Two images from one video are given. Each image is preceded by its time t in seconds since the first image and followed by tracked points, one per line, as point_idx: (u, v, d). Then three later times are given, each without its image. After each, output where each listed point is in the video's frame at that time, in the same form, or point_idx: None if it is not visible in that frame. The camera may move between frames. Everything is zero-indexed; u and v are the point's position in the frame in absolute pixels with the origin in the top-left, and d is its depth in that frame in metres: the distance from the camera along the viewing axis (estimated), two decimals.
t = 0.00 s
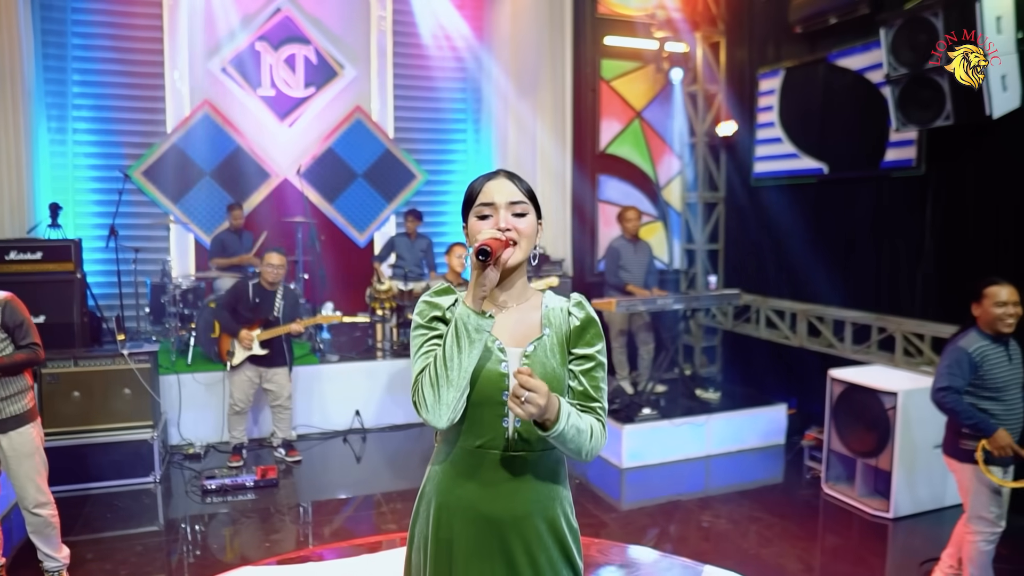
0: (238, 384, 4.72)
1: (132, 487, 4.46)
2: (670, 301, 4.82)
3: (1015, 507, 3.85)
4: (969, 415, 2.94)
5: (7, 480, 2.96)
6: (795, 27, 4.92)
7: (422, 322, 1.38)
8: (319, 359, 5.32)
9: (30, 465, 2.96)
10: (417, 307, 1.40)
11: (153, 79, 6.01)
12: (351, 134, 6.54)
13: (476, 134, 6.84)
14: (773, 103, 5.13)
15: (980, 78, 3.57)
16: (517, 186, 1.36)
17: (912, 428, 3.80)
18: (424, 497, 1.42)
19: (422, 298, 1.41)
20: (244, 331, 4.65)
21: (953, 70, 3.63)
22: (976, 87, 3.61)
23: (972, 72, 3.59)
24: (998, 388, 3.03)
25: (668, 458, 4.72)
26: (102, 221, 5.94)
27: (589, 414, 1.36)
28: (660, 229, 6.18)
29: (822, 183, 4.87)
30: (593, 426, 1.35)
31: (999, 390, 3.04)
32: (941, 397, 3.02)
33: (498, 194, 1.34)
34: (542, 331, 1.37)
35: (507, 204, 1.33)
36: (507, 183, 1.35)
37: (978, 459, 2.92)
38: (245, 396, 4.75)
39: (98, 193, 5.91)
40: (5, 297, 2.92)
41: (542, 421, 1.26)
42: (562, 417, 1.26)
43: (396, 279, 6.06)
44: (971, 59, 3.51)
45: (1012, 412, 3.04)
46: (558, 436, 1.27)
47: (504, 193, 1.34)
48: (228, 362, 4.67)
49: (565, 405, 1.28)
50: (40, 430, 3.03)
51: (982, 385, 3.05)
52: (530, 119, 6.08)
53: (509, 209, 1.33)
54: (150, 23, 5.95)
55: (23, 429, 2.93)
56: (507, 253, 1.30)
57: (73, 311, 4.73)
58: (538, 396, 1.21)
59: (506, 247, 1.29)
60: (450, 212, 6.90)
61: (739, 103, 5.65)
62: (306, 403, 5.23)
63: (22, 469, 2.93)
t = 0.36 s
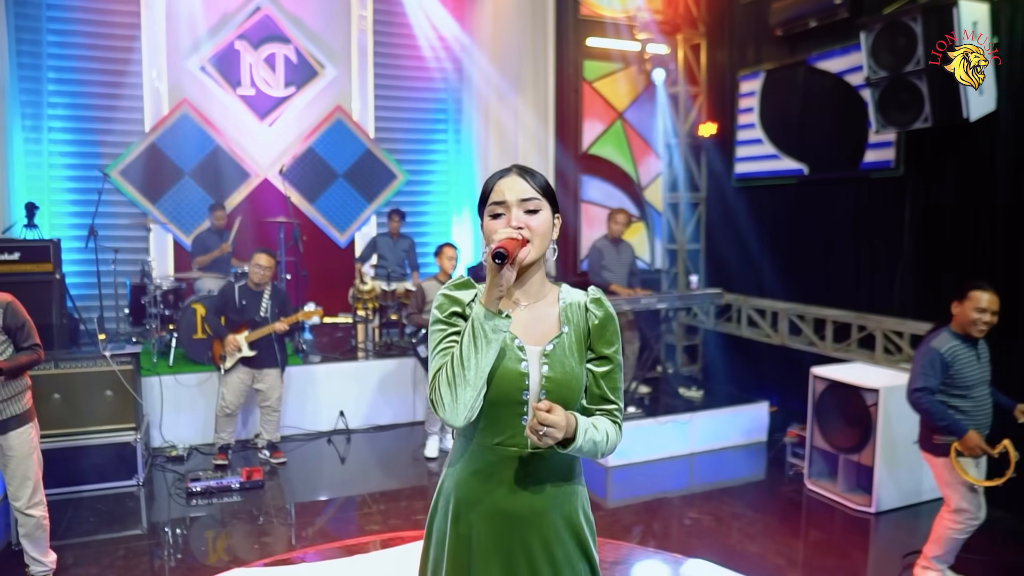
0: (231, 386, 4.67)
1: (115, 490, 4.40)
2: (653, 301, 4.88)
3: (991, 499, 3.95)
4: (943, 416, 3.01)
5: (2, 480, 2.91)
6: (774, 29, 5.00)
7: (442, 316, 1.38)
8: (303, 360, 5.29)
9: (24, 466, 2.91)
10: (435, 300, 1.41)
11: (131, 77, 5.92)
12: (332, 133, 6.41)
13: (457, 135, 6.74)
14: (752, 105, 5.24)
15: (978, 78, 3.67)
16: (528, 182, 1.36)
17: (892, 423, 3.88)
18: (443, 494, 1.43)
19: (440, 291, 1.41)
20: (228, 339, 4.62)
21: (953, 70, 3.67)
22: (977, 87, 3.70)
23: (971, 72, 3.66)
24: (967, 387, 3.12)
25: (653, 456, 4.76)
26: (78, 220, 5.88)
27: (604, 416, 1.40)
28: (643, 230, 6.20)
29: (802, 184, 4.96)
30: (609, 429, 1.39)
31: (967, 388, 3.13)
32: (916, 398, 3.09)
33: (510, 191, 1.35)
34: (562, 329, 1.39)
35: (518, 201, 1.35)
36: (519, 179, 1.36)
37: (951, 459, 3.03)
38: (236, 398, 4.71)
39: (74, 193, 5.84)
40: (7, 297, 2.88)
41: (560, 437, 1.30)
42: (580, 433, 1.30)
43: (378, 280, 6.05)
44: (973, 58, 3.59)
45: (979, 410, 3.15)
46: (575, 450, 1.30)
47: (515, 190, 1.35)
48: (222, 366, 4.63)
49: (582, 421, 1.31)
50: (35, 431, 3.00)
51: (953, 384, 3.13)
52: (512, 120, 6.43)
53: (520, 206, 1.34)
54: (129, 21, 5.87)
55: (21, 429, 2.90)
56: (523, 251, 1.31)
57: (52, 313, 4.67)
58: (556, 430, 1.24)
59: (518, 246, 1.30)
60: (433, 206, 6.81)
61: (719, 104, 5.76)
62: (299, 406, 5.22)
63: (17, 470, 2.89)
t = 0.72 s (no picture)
0: (207, 389, 4.62)
1: (92, 494, 4.33)
2: (634, 299, 4.94)
3: (965, 491, 4.04)
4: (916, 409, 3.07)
5: None
6: (752, 31, 5.07)
7: (458, 312, 1.40)
8: (282, 361, 5.25)
9: (13, 471, 2.86)
10: (451, 292, 1.42)
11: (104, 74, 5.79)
12: (309, 132, 6.40)
13: (435, 136, 6.62)
14: (731, 105, 5.36)
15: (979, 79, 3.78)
16: (544, 178, 1.38)
17: (870, 418, 3.96)
18: (460, 484, 1.46)
19: (455, 283, 1.42)
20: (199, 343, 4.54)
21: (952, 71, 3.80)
22: (977, 86, 3.81)
23: (971, 73, 3.79)
24: (939, 378, 3.15)
25: (635, 453, 4.80)
26: (49, 220, 5.76)
27: (616, 413, 1.42)
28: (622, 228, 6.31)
29: (780, 184, 5.05)
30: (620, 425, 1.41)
31: (940, 379, 3.16)
32: (892, 390, 3.14)
33: (524, 186, 1.36)
34: (576, 325, 1.41)
35: (533, 196, 1.36)
36: (535, 175, 1.38)
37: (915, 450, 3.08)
38: (213, 399, 4.65)
39: (44, 192, 5.73)
40: (11, 301, 2.88)
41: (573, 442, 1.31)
42: (592, 439, 1.31)
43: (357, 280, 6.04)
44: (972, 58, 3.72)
45: (952, 401, 3.17)
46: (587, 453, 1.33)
47: (530, 185, 1.36)
48: (196, 371, 4.57)
49: (595, 426, 1.33)
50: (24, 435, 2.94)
51: (925, 375, 3.16)
52: (491, 120, 6.49)
53: (534, 202, 1.36)
54: (100, 16, 5.72)
55: (12, 433, 2.84)
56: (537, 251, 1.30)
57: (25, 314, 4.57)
58: (569, 448, 1.25)
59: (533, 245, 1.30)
60: (410, 210, 6.68)
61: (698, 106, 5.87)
62: (273, 406, 5.16)
63: (6, 475, 2.83)
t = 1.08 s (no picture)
0: (171, 392, 4.55)
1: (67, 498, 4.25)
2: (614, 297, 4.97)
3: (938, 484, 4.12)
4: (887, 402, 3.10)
5: None
6: (728, 32, 5.12)
7: (457, 314, 1.38)
8: (258, 362, 5.20)
9: None
10: (448, 294, 1.41)
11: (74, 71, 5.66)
12: (284, 131, 6.33)
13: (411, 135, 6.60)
14: (707, 105, 5.42)
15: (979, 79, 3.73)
16: (544, 177, 1.39)
17: (847, 413, 4.03)
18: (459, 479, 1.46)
19: (451, 284, 1.40)
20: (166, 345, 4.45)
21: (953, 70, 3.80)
22: (976, 87, 3.76)
23: (971, 72, 3.74)
24: (905, 375, 3.19)
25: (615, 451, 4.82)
26: (17, 220, 5.64)
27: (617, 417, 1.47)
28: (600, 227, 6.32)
29: (755, 183, 5.12)
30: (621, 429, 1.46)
31: (905, 377, 3.20)
32: (862, 387, 3.16)
33: (525, 186, 1.37)
34: (575, 329, 1.41)
35: (535, 197, 1.36)
36: (535, 175, 1.38)
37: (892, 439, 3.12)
38: (179, 403, 4.59)
39: (13, 191, 5.61)
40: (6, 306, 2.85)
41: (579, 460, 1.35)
42: (599, 455, 1.36)
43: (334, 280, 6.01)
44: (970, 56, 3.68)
45: (915, 398, 3.22)
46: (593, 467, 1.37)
47: (533, 186, 1.37)
48: (157, 374, 4.48)
49: (601, 443, 1.37)
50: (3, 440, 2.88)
51: (891, 373, 3.20)
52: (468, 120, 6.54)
53: (536, 203, 1.36)
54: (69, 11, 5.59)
55: None
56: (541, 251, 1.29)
57: None
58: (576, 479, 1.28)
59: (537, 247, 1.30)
60: (386, 210, 6.64)
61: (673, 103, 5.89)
62: (240, 408, 5.08)
63: None
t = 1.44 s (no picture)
0: (146, 395, 4.46)
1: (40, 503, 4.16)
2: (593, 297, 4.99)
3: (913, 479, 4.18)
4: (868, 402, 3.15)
5: None
6: (705, 32, 5.15)
7: (459, 317, 1.36)
8: (234, 363, 5.13)
9: None
10: (449, 295, 1.39)
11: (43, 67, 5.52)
12: (259, 129, 6.27)
13: (388, 134, 6.55)
14: (684, 105, 5.46)
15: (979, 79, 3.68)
16: (538, 175, 1.37)
17: (825, 410, 4.08)
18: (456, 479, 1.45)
19: (452, 285, 1.39)
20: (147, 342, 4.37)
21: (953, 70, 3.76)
22: (976, 87, 3.70)
23: (971, 72, 3.70)
24: (894, 371, 3.23)
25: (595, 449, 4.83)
26: None
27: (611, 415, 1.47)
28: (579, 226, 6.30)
29: (732, 182, 5.18)
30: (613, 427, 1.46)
31: (894, 372, 3.24)
32: (845, 382, 3.22)
33: (517, 186, 1.36)
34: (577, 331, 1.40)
35: (529, 196, 1.36)
36: (528, 173, 1.37)
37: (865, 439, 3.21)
38: (153, 404, 4.51)
39: None
40: None
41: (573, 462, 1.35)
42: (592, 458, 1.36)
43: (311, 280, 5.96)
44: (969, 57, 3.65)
45: (905, 393, 3.25)
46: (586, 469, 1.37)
47: (526, 184, 1.36)
48: (133, 373, 4.38)
49: (595, 447, 1.37)
50: None
51: (880, 369, 3.24)
52: (446, 118, 6.45)
53: (529, 203, 1.35)
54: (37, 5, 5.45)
55: None
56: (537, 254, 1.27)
57: None
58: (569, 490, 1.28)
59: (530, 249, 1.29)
60: (362, 210, 6.59)
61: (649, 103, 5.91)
62: (214, 411, 5.01)
63: None
